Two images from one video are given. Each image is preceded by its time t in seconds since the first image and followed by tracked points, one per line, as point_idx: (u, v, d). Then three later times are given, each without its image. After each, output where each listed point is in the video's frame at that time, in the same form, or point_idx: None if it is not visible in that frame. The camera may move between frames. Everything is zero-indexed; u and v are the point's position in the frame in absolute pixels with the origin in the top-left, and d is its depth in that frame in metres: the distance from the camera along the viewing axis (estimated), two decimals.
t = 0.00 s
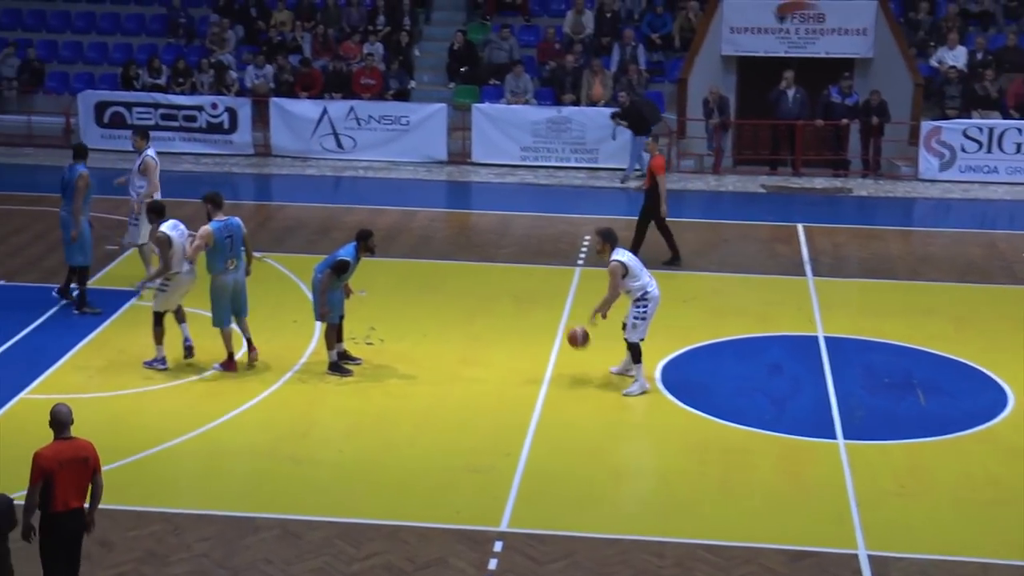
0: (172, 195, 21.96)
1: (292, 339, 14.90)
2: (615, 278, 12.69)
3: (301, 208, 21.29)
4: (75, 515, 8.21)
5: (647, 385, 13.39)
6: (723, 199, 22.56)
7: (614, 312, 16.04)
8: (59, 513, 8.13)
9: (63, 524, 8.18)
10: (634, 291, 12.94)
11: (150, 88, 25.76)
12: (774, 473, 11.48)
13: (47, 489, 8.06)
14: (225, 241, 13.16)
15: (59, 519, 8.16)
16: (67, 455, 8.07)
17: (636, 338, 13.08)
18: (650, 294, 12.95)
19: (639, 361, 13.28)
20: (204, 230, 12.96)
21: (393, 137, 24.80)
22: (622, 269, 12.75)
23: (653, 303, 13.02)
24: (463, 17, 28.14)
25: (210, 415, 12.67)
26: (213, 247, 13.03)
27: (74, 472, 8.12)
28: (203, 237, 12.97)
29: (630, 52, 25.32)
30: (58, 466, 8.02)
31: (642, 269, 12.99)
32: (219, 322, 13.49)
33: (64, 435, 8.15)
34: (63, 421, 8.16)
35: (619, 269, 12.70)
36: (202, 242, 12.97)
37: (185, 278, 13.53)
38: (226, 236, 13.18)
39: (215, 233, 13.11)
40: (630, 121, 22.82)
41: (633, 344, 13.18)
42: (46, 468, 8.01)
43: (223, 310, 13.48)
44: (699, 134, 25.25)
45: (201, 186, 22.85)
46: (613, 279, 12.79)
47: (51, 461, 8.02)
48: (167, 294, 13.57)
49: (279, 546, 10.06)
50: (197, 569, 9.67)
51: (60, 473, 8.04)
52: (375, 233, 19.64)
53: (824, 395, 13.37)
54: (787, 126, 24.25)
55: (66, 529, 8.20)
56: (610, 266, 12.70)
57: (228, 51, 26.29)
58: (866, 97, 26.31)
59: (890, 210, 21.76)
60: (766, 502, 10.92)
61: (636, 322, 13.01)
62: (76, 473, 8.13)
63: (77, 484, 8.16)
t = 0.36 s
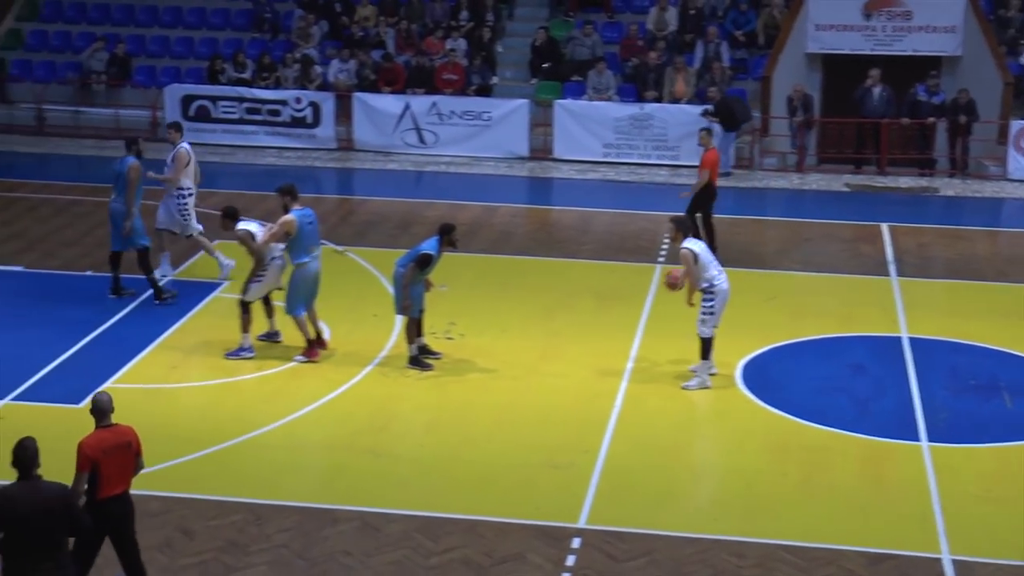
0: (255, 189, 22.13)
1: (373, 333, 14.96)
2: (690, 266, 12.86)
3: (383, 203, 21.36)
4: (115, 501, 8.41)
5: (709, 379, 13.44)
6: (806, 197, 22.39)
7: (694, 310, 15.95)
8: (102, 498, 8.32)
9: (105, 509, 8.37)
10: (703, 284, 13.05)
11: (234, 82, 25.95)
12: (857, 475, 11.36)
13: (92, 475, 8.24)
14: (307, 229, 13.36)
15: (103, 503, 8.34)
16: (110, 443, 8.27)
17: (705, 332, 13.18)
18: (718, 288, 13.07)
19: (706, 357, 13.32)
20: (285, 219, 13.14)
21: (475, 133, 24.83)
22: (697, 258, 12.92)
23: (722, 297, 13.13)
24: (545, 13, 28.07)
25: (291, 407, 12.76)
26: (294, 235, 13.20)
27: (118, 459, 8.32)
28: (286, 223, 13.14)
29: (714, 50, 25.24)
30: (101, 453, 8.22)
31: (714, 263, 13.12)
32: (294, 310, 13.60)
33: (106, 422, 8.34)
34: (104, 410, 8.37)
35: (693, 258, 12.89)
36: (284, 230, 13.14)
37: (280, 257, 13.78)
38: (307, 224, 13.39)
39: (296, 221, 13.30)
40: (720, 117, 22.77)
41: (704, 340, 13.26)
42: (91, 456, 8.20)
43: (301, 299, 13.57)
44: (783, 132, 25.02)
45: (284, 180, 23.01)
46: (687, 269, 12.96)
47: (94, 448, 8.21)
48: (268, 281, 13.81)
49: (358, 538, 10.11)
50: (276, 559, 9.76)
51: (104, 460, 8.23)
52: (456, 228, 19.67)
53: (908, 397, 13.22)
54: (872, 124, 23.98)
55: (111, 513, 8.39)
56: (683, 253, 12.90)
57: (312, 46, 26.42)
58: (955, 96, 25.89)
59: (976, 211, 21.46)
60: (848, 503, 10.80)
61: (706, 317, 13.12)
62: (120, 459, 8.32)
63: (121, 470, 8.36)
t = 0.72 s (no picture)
0: (324, 180, 22.26)
1: (439, 324, 15.01)
2: (755, 259, 12.79)
3: (450, 194, 21.43)
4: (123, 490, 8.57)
5: (774, 373, 13.38)
6: (875, 191, 22.24)
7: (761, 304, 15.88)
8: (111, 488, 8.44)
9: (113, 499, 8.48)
10: (767, 279, 13.00)
11: (304, 73, 26.12)
12: (922, 471, 11.28)
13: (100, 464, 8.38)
14: (369, 218, 13.50)
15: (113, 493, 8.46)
16: (119, 431, 8.39)
17: (771, 328, 13.16)
18: (781, 282, 13.06)
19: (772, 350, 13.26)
20: (347, 210, 13.25)
21: (543, 125, 24.85)
22: (762, 251, 12.85)
23: (784, 291, 13.11)
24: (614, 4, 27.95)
25: (356, 398, 12.84)
26: (357, 226, 13.31)
27: (127, 448, 8.47)
28: (346, 216, 13.25)
29: (783, 42, 25.04)
30: (108, 443, 8.35)
31: (775, 257, 13.03)
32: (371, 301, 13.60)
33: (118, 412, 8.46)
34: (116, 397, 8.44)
35: (758, 251, 12.82)
36: (345, 221, 13.27)
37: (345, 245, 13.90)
38: (369, 214, 13.52)
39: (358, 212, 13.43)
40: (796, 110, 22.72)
41: (769, 335, 13.24)
42: (98, 444, 8.33)
43: (376, 288, 13.61)
44: (852, 125, 24.81)
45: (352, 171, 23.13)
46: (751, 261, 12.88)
47: (102, 437, 8.33)
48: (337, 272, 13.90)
49: (422, 529, 10.17)
50: (339, 548, 9.86)
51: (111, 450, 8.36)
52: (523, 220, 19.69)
53: (976, 393, 13.09)
54: (943, 118, 23.73)
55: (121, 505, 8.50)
56: (745, 247, 12.82)
57: (382, 38, 26.46)
58: None
59: None
60: (913, 500, 10.72)
61: (770, 312, 13.08)
62: (128, 447, 8.46)
63: (128, 458, 8.50)
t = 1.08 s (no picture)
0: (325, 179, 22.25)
1: (439, 324, 14.99)
2: (759, 261, 12.71)
3: (450, 193, 21.41)
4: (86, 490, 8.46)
5: (775, 373, 13.36)
6: (876, 190, 22.22)
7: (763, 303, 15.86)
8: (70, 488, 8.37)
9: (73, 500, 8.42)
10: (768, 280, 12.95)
11: (306, 72, 26.11)
12: (923, 471, 11.26)
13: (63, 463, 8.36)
14: (371, 218, 13.45)
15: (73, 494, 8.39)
16: (81, 430, 8.36)
17: (771, 328, 13.17)
18: (781, 282, 13.03)
19: (771, 349, 13.24)
20: (349, 210, 13.23)
21: (544, 124, 24.83)
22: (763, 253, 12.77)
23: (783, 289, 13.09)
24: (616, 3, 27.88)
25: (356, 397, 12.83)
26: (359, 226, 13.30)
27: (89, 447, 8.40)
28: (348, 216, 13.23)
29: (785, 41, 24.97)
30: (69, 441, 8.33)
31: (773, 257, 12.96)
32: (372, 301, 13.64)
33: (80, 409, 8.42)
34: (77, 397, 8.36)
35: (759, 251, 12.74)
36: (347, 221, 13.25)
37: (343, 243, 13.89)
38: (371, 213, 13.47)
39: (361, 211, 13.39)
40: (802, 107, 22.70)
41: (768, 334, 13.24)
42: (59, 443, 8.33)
43: (377, 288, 13.61)
44: (854, 123, 24.77)
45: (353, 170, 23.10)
46: (752, 263, 12.79)
47: (63, 436, 8.34)
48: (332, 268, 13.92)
49: (422, 528, 10.16)
50: (339, 547, 9.85)
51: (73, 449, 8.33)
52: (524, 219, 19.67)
53: (977, 392, 13.08)
54: (944, 116, 23.69)
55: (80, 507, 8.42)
56: (746, 250, 12.71)
57: (383, 37, 26.45)
58: None
59: None
60: (914, 499, 10.70)
61: (770, 312, 13.07)
62: (91, 446, 8.40)
63: (92, 459, 8.39)
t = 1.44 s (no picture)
0: (322, 180, 22.24)
1: (437, 325, 14.99)
2: (747, 261, 12.73)
3: (447, 194, 21.41)
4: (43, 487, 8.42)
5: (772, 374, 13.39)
6: (873, 191, 22.24)
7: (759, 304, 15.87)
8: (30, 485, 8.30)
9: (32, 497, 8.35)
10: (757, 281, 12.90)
11: (303, 73, 26.11)
12: (919, 472, 11.27)
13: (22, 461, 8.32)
14: (372, 219, 13.49)
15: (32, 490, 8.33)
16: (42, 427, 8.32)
17: (760, 329, 13.12)
18: (771, 283, 12.96)
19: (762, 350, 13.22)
20: (353, 210, 13.31)
21: (541, 125, 24.83)
22: (752, 254, 12.78)
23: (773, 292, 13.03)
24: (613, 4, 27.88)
25: (353, 398, 12.82)
26: (361, 225, 13.36)
27: (51, 445, 8.36)
28: (350, 215, 13.28)
29: (782, 42, 25.02)
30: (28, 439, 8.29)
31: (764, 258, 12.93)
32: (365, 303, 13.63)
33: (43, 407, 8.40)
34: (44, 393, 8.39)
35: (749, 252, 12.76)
36: (349, 220, 13.30)
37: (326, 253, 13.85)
38: (371, 215, 13.50)
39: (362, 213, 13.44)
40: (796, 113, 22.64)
41: (758, 335, 13.20)
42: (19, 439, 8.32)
43: (372, 291, 13.62)
44: (851, 125, 24.78)
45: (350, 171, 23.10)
46: (741, 264, 12.81)
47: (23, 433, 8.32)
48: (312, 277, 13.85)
49: (419, 529, 10.15)
50: (336, 548, 9.85)
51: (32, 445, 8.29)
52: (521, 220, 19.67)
53: (974, 393, 13.08)
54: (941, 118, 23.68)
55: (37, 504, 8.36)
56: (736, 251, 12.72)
57: (380, 38, 26.46)
58: None
59: None
60: (911, 501, 10.71)
61: (758, 314, 13.03)
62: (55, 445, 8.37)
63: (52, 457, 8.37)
